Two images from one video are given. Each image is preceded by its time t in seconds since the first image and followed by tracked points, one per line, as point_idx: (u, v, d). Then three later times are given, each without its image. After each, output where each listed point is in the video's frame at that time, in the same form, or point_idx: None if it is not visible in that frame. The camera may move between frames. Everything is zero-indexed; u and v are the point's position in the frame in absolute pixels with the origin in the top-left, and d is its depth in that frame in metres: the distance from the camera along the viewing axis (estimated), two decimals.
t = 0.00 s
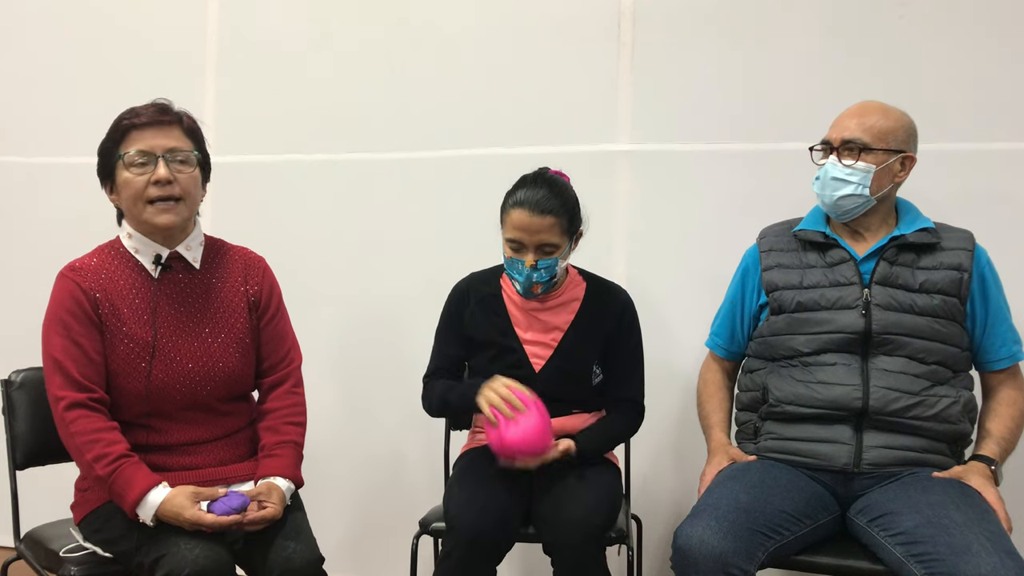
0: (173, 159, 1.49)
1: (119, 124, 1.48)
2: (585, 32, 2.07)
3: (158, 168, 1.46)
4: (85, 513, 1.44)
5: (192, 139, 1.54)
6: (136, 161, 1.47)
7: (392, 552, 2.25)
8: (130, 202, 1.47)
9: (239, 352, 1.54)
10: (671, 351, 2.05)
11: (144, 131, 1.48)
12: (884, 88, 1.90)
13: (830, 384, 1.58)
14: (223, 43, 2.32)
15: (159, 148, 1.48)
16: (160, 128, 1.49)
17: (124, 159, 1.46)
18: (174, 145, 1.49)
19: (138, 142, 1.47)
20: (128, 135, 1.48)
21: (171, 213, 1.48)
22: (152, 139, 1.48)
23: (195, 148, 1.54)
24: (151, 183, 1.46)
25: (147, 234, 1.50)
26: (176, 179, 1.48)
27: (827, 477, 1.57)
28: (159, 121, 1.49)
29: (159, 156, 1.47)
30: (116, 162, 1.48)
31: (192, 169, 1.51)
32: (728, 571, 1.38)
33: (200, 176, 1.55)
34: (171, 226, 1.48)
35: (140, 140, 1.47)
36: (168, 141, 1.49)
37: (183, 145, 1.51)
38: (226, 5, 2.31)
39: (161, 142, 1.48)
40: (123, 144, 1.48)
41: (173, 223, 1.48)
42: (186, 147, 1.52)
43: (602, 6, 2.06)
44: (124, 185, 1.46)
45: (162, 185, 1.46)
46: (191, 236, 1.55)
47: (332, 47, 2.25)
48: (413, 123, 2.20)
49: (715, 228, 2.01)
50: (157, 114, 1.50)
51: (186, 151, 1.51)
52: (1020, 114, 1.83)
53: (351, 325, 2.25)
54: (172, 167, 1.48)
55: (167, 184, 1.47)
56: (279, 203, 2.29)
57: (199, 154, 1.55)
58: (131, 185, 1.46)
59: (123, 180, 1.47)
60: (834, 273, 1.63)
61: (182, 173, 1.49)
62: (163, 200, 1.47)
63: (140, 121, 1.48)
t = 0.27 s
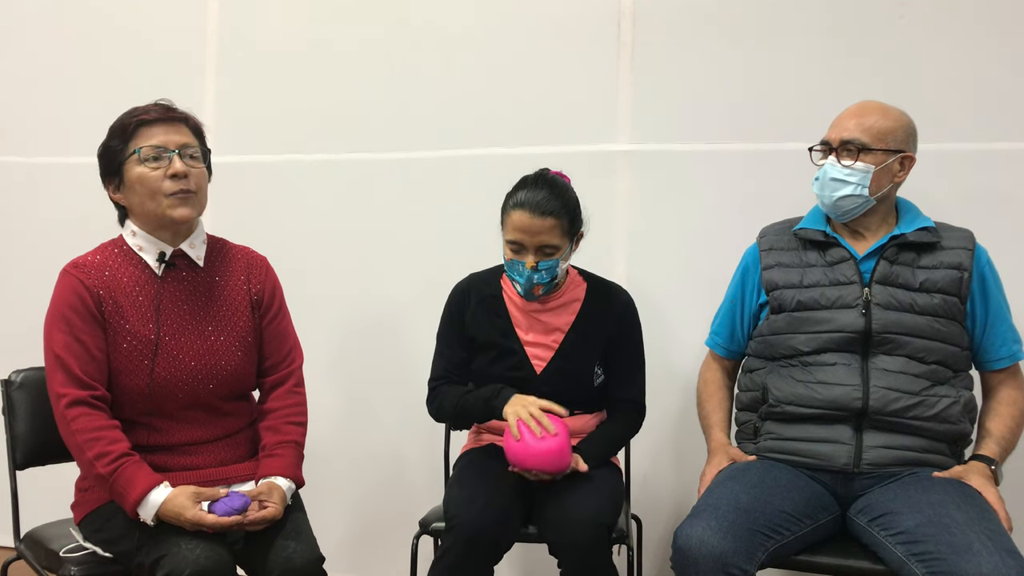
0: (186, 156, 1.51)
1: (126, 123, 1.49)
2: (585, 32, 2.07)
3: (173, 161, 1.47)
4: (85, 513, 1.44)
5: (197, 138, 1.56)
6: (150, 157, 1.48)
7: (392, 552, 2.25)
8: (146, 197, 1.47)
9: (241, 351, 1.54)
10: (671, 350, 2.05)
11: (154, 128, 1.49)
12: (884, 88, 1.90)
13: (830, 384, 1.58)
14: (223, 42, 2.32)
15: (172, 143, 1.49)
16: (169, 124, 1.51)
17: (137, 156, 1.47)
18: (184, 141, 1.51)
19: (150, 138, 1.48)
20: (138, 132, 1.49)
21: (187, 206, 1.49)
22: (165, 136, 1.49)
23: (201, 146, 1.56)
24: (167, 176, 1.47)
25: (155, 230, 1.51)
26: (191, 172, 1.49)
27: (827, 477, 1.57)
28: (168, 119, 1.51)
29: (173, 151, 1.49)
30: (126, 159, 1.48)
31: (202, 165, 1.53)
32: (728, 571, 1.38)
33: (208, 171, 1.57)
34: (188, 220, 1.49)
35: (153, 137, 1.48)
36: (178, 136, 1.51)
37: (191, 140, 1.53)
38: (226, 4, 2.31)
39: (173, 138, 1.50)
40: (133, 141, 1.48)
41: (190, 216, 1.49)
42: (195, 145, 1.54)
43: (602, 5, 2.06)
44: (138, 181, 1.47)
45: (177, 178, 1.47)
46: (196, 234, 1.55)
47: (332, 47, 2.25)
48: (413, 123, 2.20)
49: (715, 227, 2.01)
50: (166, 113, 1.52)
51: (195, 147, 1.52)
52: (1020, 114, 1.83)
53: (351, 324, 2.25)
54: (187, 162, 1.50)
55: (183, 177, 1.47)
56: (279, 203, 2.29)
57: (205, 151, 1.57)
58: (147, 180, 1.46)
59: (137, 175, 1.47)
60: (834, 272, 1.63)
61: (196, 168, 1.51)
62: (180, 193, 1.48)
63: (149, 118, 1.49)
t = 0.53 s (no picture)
0: (187, 156, 1.51)
1: (127, 123, 1.49)
2: (585, 32, 2.07)
3: (174, 164, 1.47)
4: (85, 513, 1.44)
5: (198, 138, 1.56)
6: (151, 159, 1.47)
7: (392, 552, 2.25)
8: (145, 199, 1.47)
9: (241, 351, 1.54)
10: (671, 350, 2.05)
11: (156, 129, 1.49)
12: (885, 88, 1.90)
13: (830, 384, 1.58)
14: (223, 42, 2.32)
15: (173, 145, 1.49)
16: (169, 126, 1.51)
17: (137, 157, 1.47)
18: (185, 143, 1.51)
19: (151, 139, 1.48)
20: (139, 133, 1.48)
21: (187, 209, 1.49)
22: (166, 137, 1.49)
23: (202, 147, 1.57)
24: (168, 179, 1.47)
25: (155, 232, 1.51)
26: (192, 174, 1.50)
27: (827, 477, 1.57)
28: (169, 120, 1.51)
29: (174, 153, 1.48)
30: (126, 160, 1.48)
31: (203, 166, 1.53)
32: (728, 571, 1.38)
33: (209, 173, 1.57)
34: (188, 222, 1.50)
35: (153, 138, 1.48)
36: (179, 138, 1.50)
37: (192, 142, 1.53)
38: (226, 4, 2.31)
39: (174, 139, 1.50)
40: (134, 141, 1.48)
41: (191, 218, 1.49)
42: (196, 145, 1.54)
43: (602, 6, 2.06)
44: (138, 182, 1.46)
45: (178, 181, 1.47)
46: (197, 234, 1.55)
47: (332, 47, 2.25)
48: (413, 123, 2.19)
49: (715, 227, 2.01)
50: (167, 113, 1.52)
51: (196, 148, 1.52)
52: (1020, 114, 1.83)
53: (351, 324, 2.25)
54: (187, 164, 1.50)
55: (184, 180, 1.48)
56: (279, 204, 2.29)
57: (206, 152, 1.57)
58: (147, 182, 1.46)
59: (137, 177, 1.47)
60: (834, 271, 1.63)
61: (197, 169, 1.51)
62: (180, 195, 1.48)
63: (151, 119, 1.49)
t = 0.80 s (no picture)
0: (183, 157, 1.50)
1: (125, 124, 1.48)
2: (585, 32, 2.07)
3: (171, 166, 1.47)
4: (85, 513, 1.44)
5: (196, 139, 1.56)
6: (147, 160, 1.47)
7: (392, 552, 2.25)
8: (141, 200, 1.47)
9: (241, 351, 1.54)
10: (671, 350, 2.05)
11: (154, 130, 1.49)
12: (885, 88, 1.90)
13: (830, 384, 1.58)
14: (223, 42, 2.32)
15: (169, 146, 1.49)
16: (167, 127, 1.51)
17: (133, 158, 1.47)
18: (182, 144, 1.51)
19: (148, 141, 1.48)
20: (136, 134, 1.48)
21: (183, 210, 1.49)
22: (163, 138, 1.49)
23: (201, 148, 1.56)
24: (164, 180, 1.47)
25: (152, 233, 1.51)
26: (188, 176, 1.49)
27: (827, 477, 1.57)
28: (167, 121, 1.50)
29: (170, 155, 1.48)
30: (123, 163, 1.48)
31: (201, 167, 1.53)
32: (728, 571, 1.38)
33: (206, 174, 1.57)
34: (184, 224, 1.49)
35: (150, 140, 1.48)
36: (176, 139, 1.50)
37: (190, 143, 1.52)
38: (226, 4, 2.31)
39: (172, 140, 1.49)
40: (132, 143, 1.48)
41: (188, 219, 1.49)
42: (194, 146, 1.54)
43: (602, 6, 2.06)
44: (134, 183, 1.46)
45: (174, 183, 1.47)
46: (196, 234, 1.55)
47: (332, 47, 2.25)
48: (413, 123, 2.19)
49: (715, 228, 2.01)
50: (164, 115, 1.52)
51: (194, 150, 1.52)
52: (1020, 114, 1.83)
53: (351, 325, 2.25)
54: (184, 165, 1.50)
55: (179, 182, 1.48)
56: (279, 204, 2.29)
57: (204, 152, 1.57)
58: (142, 183, 1.46)
59: (133, 178, 1.46)
60: (834, 271, 1.63)
61: (194, 171, 1.51)
62: (176, 197, 1.48)
63: (149, 121, 1.49)
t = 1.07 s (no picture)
0: (180, 157, 1.50)
1: (122, 123, 1.48)
2: (585, 31, 2.07)
3: (166, 166, 1.47)
4: (85, 513, 1.44)
5: (195, 138, 1.55)
6: (142, 160, 1.47)
7: (392, 552, 2.25)
8: (137, 200, 1.47)
9: (241, 351, 1.54)
10: (671, 351, 2.05)
11: (150, 130, 1.48)
12: (885, 88, 1.90)
13: (830, 384, 1.58)
14: (223, 42, 2.32)
15: (165, 145, 1.48)
16: (163, 126, 1.50)
17: (130, 158, 1.46)
18: (178, 143, 1.50)
19: (144, 141, 1.47)
20: (133, 134, 1.48)
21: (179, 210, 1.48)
22: (159, 138, 1.48)
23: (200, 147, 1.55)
24: (159, 180, 1.46)
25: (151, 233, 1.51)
26: (184, 176, 1.49)
27: (827, 477, 1.57)
28: (163, 120, 1.50)
29: (165, 155, 1.48)
30: (119, 163, 1.48)
31: (198, 166, 1.52)
32: (728, 571, 1.38)
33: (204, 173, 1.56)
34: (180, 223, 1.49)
35: (146, 139, 1.48)
36: (172, 138, 1.49)
37: (186, 142, 1.51)
38: (226, 5, 2.31)
39: (168, 140, 1.49)
40: (128, 143, 1.48)
41: (184, 217, 1.48)
42: (192, 146, 1.53)
43: (602, 6, 2.05)
44: (130, 183, 1.46)
45: (170, 183, 1.47)
46: (195, 234, 1.55)
47: (332, 47, 2.25)
48: (413, 123, 2.19)
49: (715, 228, 2.01)
50: (161, 114, 1.51)
51: (190, 149, 1.51)
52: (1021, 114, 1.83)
53: (351, 325, 2.25)
54: (180, 164, 1.49)
55: (174, 181, 1.47)
56: (279, 204, 2.29)
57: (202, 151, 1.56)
58: (138, 183, 1.46)
59: (129, 178, 1.46)
60: (834, 272, 1.63)
61: (191, 170, 1.50)
62: (171, 196, 1.48)
63: (145, 120, 1.48)
